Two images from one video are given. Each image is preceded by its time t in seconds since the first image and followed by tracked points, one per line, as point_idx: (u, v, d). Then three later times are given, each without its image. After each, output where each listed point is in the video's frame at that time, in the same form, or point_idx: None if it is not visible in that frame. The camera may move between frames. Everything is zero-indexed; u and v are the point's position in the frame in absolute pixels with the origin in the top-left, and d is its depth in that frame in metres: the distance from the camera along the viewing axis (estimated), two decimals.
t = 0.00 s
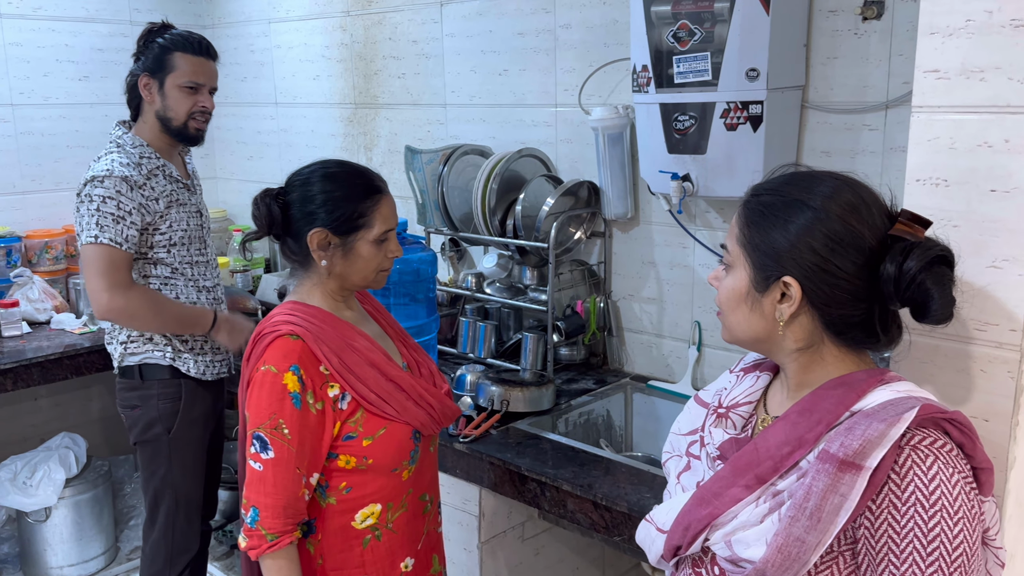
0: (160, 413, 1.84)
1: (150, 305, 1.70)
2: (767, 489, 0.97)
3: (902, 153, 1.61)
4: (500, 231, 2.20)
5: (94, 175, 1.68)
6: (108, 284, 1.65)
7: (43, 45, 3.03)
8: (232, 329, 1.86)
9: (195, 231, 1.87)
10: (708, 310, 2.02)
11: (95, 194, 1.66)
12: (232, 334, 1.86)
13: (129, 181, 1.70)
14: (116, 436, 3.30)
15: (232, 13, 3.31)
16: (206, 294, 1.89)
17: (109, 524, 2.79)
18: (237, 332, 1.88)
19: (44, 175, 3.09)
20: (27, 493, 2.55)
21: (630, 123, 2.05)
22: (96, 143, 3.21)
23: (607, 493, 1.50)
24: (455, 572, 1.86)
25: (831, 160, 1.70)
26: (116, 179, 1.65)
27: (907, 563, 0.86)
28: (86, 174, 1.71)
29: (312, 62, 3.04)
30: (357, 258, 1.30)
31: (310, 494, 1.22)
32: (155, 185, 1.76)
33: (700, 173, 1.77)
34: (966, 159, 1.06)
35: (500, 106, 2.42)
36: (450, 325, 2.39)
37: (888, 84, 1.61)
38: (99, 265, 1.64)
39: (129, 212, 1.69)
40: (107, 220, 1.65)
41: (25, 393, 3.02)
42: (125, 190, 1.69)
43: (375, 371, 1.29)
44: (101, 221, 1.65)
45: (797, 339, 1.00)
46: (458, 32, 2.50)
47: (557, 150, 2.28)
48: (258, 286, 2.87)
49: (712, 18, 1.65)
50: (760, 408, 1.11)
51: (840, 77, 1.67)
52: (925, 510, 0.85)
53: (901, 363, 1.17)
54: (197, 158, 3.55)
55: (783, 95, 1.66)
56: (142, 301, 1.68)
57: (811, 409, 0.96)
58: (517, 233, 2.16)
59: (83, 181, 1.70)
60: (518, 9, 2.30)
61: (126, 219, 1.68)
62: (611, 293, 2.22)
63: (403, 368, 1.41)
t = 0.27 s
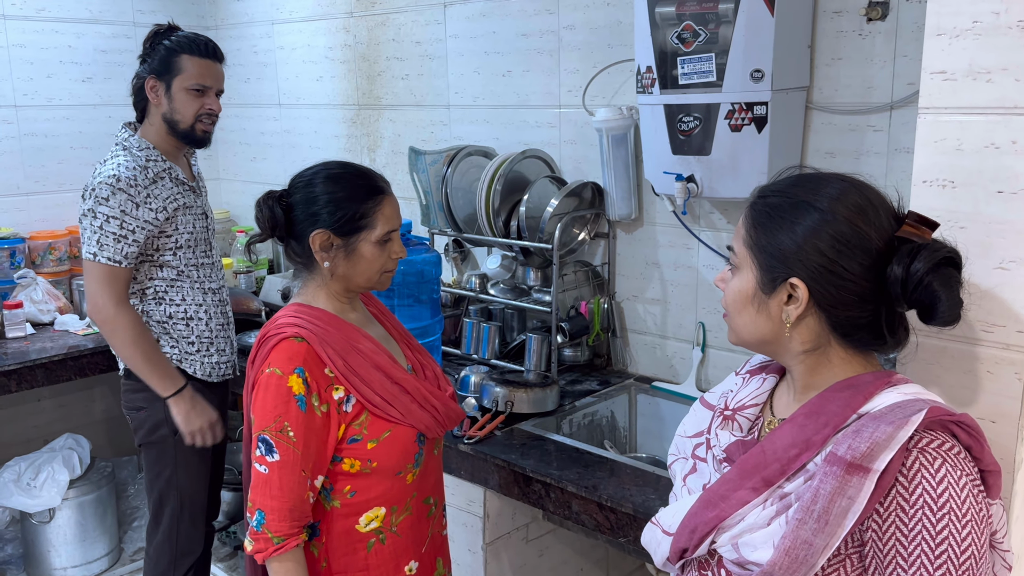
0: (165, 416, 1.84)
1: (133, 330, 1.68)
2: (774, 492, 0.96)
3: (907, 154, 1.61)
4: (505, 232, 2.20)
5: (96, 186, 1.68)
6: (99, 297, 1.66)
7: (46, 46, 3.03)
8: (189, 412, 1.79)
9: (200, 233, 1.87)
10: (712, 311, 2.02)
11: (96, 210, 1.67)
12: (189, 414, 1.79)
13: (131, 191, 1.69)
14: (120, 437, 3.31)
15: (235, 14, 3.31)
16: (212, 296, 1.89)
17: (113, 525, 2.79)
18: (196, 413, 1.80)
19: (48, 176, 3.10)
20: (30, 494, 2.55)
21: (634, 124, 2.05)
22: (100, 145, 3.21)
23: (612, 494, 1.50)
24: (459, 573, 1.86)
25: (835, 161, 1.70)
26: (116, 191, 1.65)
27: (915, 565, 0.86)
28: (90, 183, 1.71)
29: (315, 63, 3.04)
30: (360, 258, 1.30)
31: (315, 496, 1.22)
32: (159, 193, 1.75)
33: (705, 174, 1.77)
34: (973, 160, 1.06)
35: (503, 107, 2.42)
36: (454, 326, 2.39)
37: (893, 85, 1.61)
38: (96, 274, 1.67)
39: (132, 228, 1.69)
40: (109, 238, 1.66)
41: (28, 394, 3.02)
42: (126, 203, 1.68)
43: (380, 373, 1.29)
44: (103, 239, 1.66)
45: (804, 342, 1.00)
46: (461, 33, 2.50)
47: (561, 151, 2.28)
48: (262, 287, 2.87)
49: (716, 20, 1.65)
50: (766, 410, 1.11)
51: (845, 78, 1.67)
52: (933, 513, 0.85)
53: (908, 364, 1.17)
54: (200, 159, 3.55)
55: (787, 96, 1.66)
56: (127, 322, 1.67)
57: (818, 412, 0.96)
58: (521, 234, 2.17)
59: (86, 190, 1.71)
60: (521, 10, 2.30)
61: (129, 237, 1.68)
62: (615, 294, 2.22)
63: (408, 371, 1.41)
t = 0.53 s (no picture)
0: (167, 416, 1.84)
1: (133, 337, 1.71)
2: (778, 493, 0.96)
3: (909, 154, 1.61)
4: (506, 232, 2.19)
5: (96, 189, 1.69)
6: (103, 298, 1.69)
7: (46, 47, 3.03)
8: (150, 437, 1.77)
9: (201, 235, 1.87)
10: (713, 311, 2.02)
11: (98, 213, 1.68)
12: (149, 439, 1.77)
13: (131, 193, 1.70)
14: (120, 439, 3.30)
15: (235, 15, 3.31)
16: (213, 298, 1.89)
17: (113, 526, 2.79)
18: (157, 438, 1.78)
19: (47, 177, 3.09)
20: (31, 495, 2.55)
21: (635, 124, 2.05)
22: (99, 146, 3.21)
23: (614, 495, 1.50)
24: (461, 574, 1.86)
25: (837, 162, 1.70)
26: (117, 192, 1.66)
27: (921, 568, 0.86)
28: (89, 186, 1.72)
29: (315, 64, 3.04)
30: (357, 260, 1.29)
31: (316, 500, 1.22)
32: (160, 193, 1.75)
33: (706, 175, 1.77)
34: (976, 161, 1.06)
35: (504, 107, 2.42)
36: (455, 327, 2.39)
37: (895, 85, 1.61)
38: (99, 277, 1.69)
39: (134, 231, 1.70)
40: (113, 242, 1.67)
41: (28, 395, 3.02)
42: (128, 205, 1.69)
43: (380, 376, 1.29)
44: (106, 242, 1.67)
45: (808, 343, 1.00)
46: (462, 33, 2.50)
47: (561, 151, 2.28)
48: (262, 288, 2.87)
49: (718, 20, 1.65)
50: (770, 411, 1.12)
51: (846, 79, 1.67)
52: (939, 515, 0.85)
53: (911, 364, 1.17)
54: (200, 160, 3.55)
55: (789, 97, 1.66)
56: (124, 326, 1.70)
57: (822, 413, 0.96)
58: (522, 235, 2.17)
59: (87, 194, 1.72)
60: (522, 11, 2.30)
61: (132, 239, 1.69)
62: (616, 295, 2.22)
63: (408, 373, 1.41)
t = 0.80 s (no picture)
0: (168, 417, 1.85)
1: (132, 338, 1.71)
2: (777, 490, 0.97)
3: (910, 154, 1.61)
4: (506, 232, 2.20)
5: (94, 189, 1.69)
6: (101, 300, 1.69)
7: (45, 47, 3.03)
8: (153, 436, 1.77)
9: (200, 236, 1.87)
10: (714, 311, 2.02)
11: (96, 213, 1.68)
12: (153, 437, 1.77)
13: (129, 193, 1.70)
14: (120, 439, 3.30)
15: (234, 15, 3.31)
16: (213, 298, 1.89)
17: (113, 527, 2.78)
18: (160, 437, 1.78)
19: (46, 177, 3.09)
20: (31, 497, 2.55)
21: (636, 124, 2.05)
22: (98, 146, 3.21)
23: (616, 495, 1.50)
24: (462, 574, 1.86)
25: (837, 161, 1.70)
26: (116, 192, 1.66)
27: (920, 567, 0.86)
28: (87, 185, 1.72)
29: (315, 64, 3.04)
30: (361, 264, 1.30)
31: (318, 503, 1.22)
32: (159, 193, 1.75)
33: (706, 174, 1.77)
34: (979, 160, 1.07)
35: (504, 107, 2.42)
36: (455, 327, 2.39)
37: (895, 85, 1.61)
38: (98, 277, 1.69)
39: (132, 232, 1.69)
40: (112, 242, 1.67)
41: (28, 396, 3.01)
42: (126, 206, 1.69)
43: (380, 378, 1.29)
44: (104, 243, 1.67)
45: (811, 347, 1.00)
46: (462, 33, 2.50)
47: (562, 151, 2.28)
48: (262, 289, 2.87)
49: (718, 20, 1.65)
50: (776, 409, 1.12)
51: (847, 78, 1.67)
52: (938, 515, 0.85)
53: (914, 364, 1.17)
54: (199, 160, 3.55)
55: (789, 96, 1.66)
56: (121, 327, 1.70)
57: (824, 411, 0.96)
58: (522, 235, 2.17)
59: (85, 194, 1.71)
60: (522, 11, 2.30)
61: (131, 240, 1.69)
62: (617, 295, 2.22)
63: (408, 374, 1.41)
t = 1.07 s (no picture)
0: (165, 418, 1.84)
1: (134, 337, 1.70)
2: (749, 484, 0.96)
3: (908, 153, 1.61)
4: (504, 232, 2.19)
5: (90, 189, 1.68)
6: (101, 301, 1.68)
7: (39, 48, 3.01)
8: (162, 433, 1.77)
9: (196, 235, 1.86)
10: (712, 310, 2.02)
11: (93, 213, 1.67)
12: (161, 435, 1.77)
13: (125, 193, 1.69)
14: (117, 441, 3.29)
15: (230, 15, 3.30)
16: (209, 298, 1.88)
17: (110, 529, 2.77)
18: (168, 434, 1.78)
19: (42, 178, 3.08)
20: (28, 498, 2.53)
21: (633, 124, 2.05)
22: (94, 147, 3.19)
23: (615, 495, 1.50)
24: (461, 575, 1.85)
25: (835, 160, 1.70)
26: (112, 192, 1.65)
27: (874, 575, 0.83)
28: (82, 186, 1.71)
29: (311, 64, 3.03)
30: (355, 262, 1.29)
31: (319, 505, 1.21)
32: (154, 192, 1.74)
33: (704, 173, 1.77)
34: (978, 158, 1.06)
35: (501, 106, 2.41)
36: (452, 327, 2.37)
37: (893, 84, 1.61)
38: (97, 278, 1.68)
39: (128, 232, 1.69)
40: (109, 242, 1.66)
41: (23, 398, 3.00)
42: (122, 206, 1.68)
43: (380, 379, 1.29)
44: (102, 243, 1.66)
45: (805, 363, 0.93)
46: (458, 33, 2.49)
47: (559, 151, 2.28)
48: (258, 289, 2.86)
49: (716, 18, 1.65)
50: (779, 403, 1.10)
51: (844, 77, 1.67)
52: (894, 525, 0.81)
53: (914, 362, 1.17)
54: (195, 161, 3.54)
55: (787, 95, 1.66)
56: (122, 327, 1.69)
57: (802, 413, 0.94)
58: (520, 234, 2.16)
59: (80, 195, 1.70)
60: (518, 10, 2.30)
61: (128, 240, 1.69)
62: (615, 294, 2.22)
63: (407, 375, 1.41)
